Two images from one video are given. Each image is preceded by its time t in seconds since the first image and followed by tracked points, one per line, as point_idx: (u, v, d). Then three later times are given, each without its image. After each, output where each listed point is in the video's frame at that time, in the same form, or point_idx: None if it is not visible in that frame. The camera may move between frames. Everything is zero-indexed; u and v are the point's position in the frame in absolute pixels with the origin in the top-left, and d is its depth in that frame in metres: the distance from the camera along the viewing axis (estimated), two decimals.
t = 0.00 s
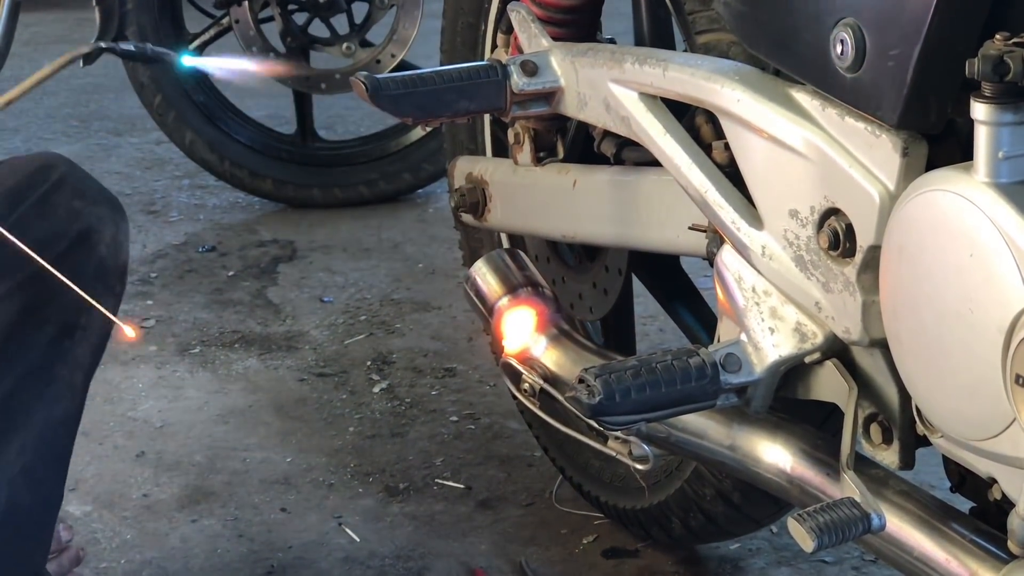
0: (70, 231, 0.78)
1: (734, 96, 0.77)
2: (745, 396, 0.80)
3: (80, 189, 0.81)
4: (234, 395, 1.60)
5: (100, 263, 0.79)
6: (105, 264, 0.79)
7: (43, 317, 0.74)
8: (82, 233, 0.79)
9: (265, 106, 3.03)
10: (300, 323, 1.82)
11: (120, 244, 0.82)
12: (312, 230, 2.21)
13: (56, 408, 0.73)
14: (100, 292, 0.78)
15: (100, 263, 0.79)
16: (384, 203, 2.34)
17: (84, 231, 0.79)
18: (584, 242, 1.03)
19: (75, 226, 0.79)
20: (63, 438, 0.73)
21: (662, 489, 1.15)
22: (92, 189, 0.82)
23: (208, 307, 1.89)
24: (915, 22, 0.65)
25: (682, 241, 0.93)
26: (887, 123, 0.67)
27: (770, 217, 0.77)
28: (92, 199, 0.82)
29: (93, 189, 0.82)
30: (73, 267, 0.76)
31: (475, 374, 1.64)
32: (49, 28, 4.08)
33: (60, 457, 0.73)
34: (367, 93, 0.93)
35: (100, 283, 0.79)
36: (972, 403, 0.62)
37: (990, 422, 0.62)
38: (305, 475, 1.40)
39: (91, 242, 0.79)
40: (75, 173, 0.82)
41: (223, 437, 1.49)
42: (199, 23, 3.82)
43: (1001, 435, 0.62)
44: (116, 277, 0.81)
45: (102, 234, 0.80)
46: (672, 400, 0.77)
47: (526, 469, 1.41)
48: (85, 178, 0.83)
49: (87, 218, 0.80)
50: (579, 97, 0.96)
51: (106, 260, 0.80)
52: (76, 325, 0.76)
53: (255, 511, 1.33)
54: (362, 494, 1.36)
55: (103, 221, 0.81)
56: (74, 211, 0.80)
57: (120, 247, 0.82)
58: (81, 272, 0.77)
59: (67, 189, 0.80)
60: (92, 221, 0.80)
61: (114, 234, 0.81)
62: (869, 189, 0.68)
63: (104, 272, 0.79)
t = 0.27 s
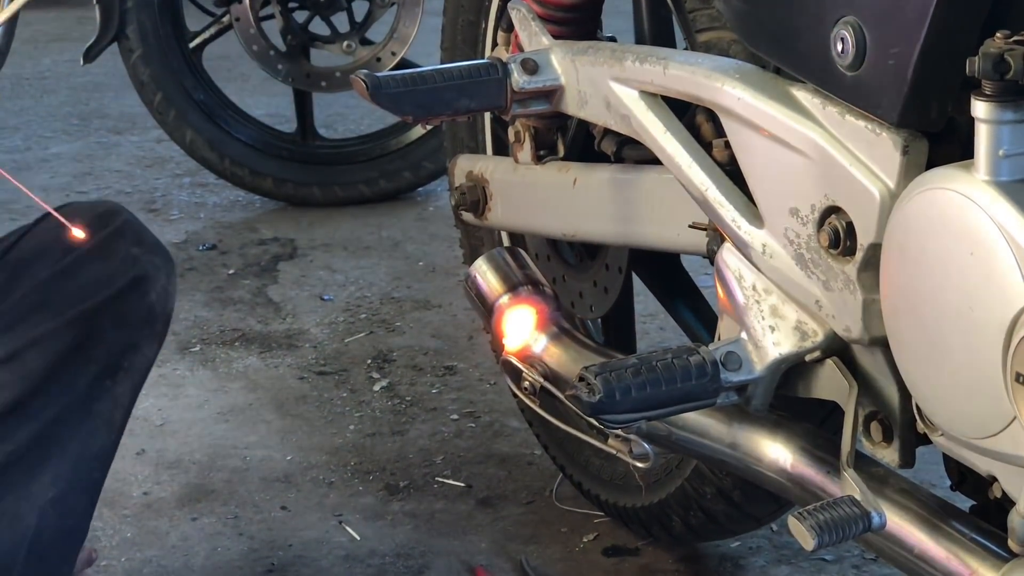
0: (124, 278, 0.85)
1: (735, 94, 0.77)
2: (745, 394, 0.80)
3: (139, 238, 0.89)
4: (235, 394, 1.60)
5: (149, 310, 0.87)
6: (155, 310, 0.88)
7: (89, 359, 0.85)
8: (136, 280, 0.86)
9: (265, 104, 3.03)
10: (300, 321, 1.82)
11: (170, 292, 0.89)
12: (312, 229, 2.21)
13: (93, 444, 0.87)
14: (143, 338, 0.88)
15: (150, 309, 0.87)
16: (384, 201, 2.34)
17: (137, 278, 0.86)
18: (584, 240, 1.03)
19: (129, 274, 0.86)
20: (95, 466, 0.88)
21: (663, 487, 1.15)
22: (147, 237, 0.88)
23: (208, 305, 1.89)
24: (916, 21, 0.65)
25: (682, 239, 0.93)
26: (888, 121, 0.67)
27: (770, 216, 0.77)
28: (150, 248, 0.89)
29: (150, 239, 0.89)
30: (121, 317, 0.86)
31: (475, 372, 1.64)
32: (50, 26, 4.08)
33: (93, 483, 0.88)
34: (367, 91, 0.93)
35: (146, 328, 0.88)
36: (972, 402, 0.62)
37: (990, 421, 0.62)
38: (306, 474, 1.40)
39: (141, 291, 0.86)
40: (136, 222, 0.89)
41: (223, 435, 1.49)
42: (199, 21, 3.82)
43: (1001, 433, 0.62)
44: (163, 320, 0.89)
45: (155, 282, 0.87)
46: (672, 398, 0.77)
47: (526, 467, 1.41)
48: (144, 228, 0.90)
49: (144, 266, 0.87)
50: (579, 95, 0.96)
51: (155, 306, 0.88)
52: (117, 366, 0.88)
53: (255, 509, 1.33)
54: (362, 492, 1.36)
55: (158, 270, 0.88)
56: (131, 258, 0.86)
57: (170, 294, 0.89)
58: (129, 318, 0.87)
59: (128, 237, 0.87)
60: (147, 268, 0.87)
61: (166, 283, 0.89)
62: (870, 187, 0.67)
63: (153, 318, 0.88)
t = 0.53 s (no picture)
0: (126, 281, 0.93)
1: (734, 94, 0.77)
2: (743, 394, 0.80)
3: (142, 245, 0.96)
4: (233, 393, 1.60)
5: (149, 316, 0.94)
6: (154, 316, 0.94)
7: (90, 361, 0.93)
8: (137, 285, 0.93)
9: (264, 103, 3.02)
10: (298, 320, 1.82)
11: (170, 299, 0.96)
12: (310, 228, 2.21)
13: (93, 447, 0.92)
14: (142, 343, 0.95)
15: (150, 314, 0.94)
16: (382, 201, 2.34)
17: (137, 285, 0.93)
18: (583, 239, 1.03)
19: (131, 277, 0.93)
20: (97, 469, 0.93)
21: (661, 486, 1.15)
22: (151, 246, 0.96)
23: (206, 304, 1.89)
24: (915, 20, 0.65)
25: (680, 238, 0.93)
26: (886, 121, 0.67)
27: (768, 215, 0.77)
28: (151, 254, 0.96)
29: (152, 247, 0.97)
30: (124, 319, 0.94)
31: (474, 371, 1.64)
32: (49, 25, 4.08)
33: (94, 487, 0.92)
34: (365, 90, 0.92)
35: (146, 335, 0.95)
36: (971, 401, 0.63)
37: (988, 420, 0.62)
38: (304, 473, 1.40)
39: (142, 294, 0.93)
40: (139, 229, 0.97)
41: (221, 433, 1.49)
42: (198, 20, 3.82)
43: (999, 433, 0.62)
44: (162, 327, 0.96)
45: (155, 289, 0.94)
46: (670, 398, 0.77)
47: (525, 466, 1.41)
48: (148, 237, 0.98)
49: (144, 271, 0.94)
50: (577, 95, 0.96)
51: (155, 312, 0.94)
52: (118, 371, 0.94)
53: (253, 508, 1.33)
54: (360, 491, 1.36)
55: (158, 277, 0.95)
56: (133, 263, 0.94)
57: (170, 301, 0.96)
58: (132, 323, 0.94)
59: (130, 244, 0.96)
60: (148, 274, 0.94)
61: (165, 290, 0.95)
62: (868, 187, 0.68)
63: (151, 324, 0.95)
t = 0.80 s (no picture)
0: (131, 287, 1.00)
1: (729, 93, 0.77)
2: (739, 393, 0.80)
3: (141, 250, 1.03)
4: (228, 392, 1.60)
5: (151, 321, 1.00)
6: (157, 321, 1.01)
7: (93, 364, 0.96)
8: (139, 290, 1.00)
9: (260, 103, 3.02)
10: (294, 320, 1.82)
11: (169, 305, 1.03)
12: (306, 227, 2.21)
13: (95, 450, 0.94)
14: (143, 349, 1.00)
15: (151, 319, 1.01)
16: (378, 201, 2.34)
17: (142, 288, 1.00)
18: (578, 239, 1.03)
19: (134, 283, 1.00)
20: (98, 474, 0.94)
21: (656, 486, 1.15)
22: (151, 251, 1.03)
23: (201, 304, 1.88)
24: (911, 20, 0.65)
25: (676, 238, 0.93)
26: (882, 121, 0.67)
27: (764, 214, 0.77)
28: (151, 261, 1.04)
29: (150, 252, 1.04)
30: (129, 322, 0.99)
31: (469, 371, 1.64)
32: (45, 24, 4.07)
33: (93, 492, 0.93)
34: (361, 90, 0.92)
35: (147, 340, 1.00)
36: (966, 401, 0.63)
37: (984, 420, 0.62)
38: (299, 472, 1.40)
39: (146, 298, 1.00)
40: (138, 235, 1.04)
41: (216, 433, 1.49)
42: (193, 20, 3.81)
43: (995, 433, 0.62)
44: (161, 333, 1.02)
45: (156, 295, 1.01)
46: (666, 397, 0.77)
47: (520, 466, 1.41)
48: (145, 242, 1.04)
49: (147, 277, 1.02)
50: (573, 94, 0.96)
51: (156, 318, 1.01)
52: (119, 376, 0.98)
53: (248, 508, 1.33)
54: (355, 491, 1.36)
55: (160, 282, 1.03)
56: (135, 268, 1.01)
57: (169, 307, 1.03)
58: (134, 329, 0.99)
59: (131, 249, 1.02)
60: (151, 280, 1.02)
61: (166, 297, 1.03)
62: (864, 186, 0.67)
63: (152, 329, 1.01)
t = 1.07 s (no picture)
0: (137, 298, 1.05)
1: (722, 93, 0.77)
2: (732, 393, 0.80)
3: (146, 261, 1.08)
4: (220, 392, 1.59)
5: (154, 334, 1.07)
6: (158, 334, 1.08)
7: (95, 376, 1.04)
8: (143, 304, 1.06)
9: (253, 102, 3.02)
10: (287, 320, 1.81)
11: (171, 318, 1.09)
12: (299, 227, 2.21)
13: (93, 460, 1.04)
14: (144, 362, 1.07)
15: (154, 332, 1.07)
16: (372, 200, 2.33)
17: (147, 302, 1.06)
18: (571, 239, 1.03)
19: (139, 295, 1.05)
20: (94, 482, 1.04)
21: (649, 486, 1.15)
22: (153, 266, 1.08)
23: (194, 304, 1.88)
24: (904, 19, 0.65)
25: (669, 238, 0.93)
26: (875, 121, 0.67)
27: (757, 214, 0.77)
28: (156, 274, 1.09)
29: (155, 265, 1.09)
30: (131, 337, 1.05)
31: (462, 371, 1.64)
32: (37, 23, 4.06)
33: (92, 498, 1.04)
34: (354, 89, 0.92)
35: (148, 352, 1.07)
36: (958, 401, 0.63)
37: (976, 420, 0.62)
38: (292, 472, 1.40)
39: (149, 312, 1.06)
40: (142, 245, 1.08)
41: (209, 433, 1.49)
42: (187, 20, 3.80)
43: (987, 433, 0.62)
44: (161, 344, 1.09)
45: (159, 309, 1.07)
46: (659, 397, 0.77)
47: (513, 466, 1.41)
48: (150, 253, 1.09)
49: (152, 291, 1.07)
50: (566, 94, 0.96)
51: (159, 331, 1.08)
52: (121, 390, 1.06)
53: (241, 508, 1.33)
54: (348, 491, 1.36)
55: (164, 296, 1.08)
56: (142, 282, 1.06)
57: (171, 319, 1.10)
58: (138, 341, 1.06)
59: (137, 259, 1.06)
60: (155, 294, 1.07)
61: (169, 312, 1.09)
62: (857, 186, 0.68)
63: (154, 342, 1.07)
